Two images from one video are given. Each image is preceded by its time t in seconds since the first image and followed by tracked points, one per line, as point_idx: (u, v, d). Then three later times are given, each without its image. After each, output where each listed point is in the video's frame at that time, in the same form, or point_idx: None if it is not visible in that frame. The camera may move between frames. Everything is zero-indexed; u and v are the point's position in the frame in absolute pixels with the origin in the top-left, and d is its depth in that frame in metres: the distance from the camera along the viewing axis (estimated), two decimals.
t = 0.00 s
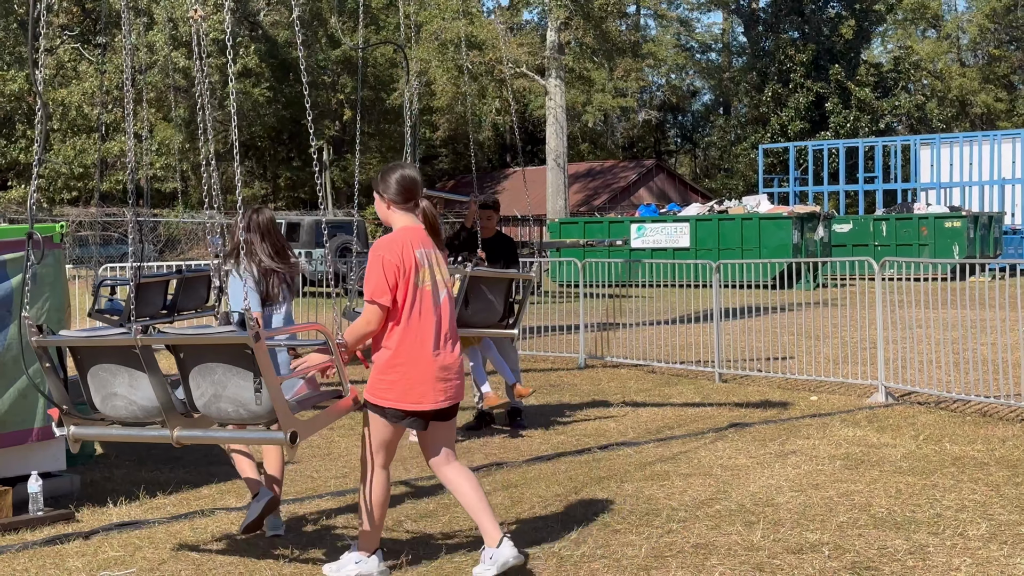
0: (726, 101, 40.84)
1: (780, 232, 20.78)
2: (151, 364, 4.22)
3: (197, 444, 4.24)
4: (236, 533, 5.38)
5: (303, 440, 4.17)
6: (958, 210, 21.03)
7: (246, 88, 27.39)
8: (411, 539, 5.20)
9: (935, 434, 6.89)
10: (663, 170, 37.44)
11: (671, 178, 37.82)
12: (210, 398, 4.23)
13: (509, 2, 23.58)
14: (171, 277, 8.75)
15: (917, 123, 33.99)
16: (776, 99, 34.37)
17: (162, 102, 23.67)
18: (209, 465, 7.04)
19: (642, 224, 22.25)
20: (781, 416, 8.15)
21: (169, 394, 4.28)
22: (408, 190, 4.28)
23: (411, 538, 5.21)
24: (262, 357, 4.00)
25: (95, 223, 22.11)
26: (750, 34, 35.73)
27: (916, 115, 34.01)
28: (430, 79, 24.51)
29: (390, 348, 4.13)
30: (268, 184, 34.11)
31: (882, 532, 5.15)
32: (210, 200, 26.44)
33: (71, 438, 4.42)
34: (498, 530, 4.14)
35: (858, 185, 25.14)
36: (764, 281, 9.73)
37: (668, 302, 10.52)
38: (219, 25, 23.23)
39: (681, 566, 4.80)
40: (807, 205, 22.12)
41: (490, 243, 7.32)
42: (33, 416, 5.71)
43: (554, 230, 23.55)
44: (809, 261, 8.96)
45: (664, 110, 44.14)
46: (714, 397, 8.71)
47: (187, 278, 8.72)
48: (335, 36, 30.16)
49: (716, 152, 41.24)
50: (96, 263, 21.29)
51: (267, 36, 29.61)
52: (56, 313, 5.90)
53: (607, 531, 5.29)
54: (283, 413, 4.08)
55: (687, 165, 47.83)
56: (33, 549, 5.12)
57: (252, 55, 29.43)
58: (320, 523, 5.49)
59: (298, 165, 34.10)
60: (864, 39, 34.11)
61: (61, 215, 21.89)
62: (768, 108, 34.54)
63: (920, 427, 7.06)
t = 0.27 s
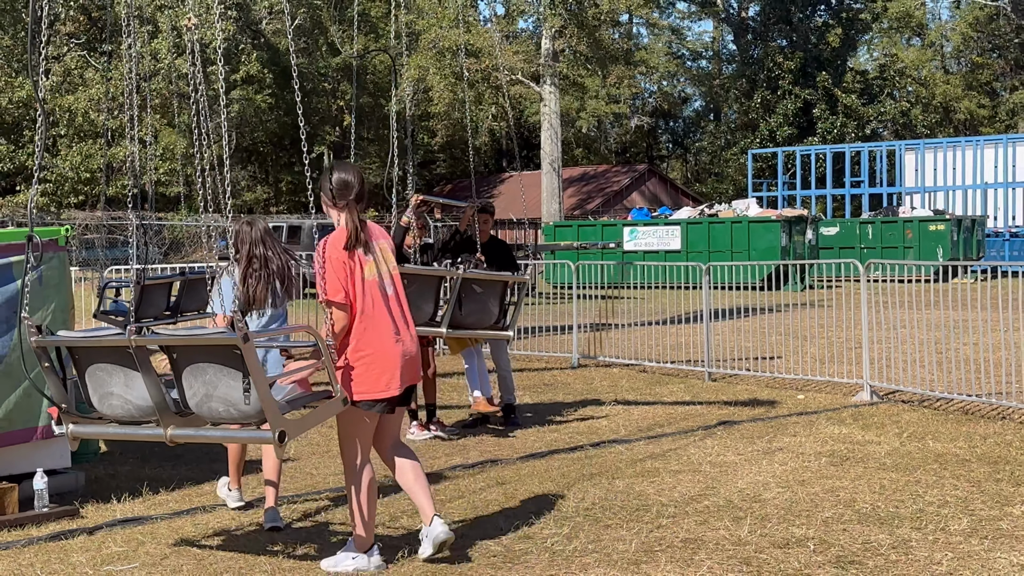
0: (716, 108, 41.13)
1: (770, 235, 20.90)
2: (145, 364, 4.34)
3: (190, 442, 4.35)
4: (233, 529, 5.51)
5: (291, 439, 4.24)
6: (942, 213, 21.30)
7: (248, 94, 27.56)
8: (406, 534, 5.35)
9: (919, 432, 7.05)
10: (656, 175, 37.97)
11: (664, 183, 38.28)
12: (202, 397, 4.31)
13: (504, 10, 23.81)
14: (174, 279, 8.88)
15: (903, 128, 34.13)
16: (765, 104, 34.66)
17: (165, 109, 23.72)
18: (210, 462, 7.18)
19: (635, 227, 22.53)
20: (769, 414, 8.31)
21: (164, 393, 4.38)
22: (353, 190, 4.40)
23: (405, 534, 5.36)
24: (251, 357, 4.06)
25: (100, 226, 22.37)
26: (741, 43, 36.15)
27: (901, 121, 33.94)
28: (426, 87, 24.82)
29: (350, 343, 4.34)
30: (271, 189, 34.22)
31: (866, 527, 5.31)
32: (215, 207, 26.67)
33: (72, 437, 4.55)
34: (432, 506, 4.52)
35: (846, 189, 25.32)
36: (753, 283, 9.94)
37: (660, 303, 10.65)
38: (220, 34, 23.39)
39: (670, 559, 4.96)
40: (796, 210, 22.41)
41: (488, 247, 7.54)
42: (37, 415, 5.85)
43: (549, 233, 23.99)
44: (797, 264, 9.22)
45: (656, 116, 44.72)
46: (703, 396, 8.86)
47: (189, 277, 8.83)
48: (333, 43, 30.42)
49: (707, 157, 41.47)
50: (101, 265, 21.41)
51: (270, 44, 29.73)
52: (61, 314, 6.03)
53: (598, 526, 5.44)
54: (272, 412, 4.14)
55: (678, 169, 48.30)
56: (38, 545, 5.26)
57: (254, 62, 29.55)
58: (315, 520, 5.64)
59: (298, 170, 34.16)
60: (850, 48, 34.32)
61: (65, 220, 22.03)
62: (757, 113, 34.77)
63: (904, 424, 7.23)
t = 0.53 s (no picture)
0: (707, 112, 41.43)
1: (760, 237, 21.10)
2: (137, 364, 4.43)
3: (181, 440, 4.44)
4: (229, 525, 5.62)
5: (279, 438, 4.31)
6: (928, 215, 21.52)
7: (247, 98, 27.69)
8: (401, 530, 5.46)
9: (904, 429, 7.18)
10: (648, 177, 38.43)
11: (656, 185, 38.69)
12: (193, 396, 4.40)
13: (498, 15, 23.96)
14: (175, 280, 8.98)
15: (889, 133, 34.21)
16: (755, 108, 34.83)
17: (167, 114, 23.67)
18: (210, 460, 7.29)
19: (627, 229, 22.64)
20: (759, 412, 8.45)
21: (156, 393, 4.46)
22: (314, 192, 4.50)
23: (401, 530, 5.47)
24: (238, 358, 4.15)
25: (101, 227, 22.51)
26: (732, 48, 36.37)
27: (888, 124, 34.06)
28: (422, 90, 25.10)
29: (337, 340, 4.44)
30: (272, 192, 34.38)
31: (853, 523, 5.42)
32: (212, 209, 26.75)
33: (68, 434, 4.65)
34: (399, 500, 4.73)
35: (833, 192, 25.50)
36: (743, 284, 10.08)
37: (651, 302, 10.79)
38: (217, 39, 23.49)
39: (660, 554, 5.07)
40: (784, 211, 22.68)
41: (486, 250, 7.49)
42: (37, 413, 5.96)
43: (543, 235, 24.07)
44: (784, 265, 9.46)
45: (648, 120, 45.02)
46: (695, 395, 8.97)
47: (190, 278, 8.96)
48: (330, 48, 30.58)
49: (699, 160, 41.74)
50: (102, 267, 21.48)
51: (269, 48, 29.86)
52: (61, 315, 6.10)
53: (589, 522, 5.54)
54: (258, 413, 4.22)
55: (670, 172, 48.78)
56: (39, 541, 5.35)
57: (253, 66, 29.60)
58: (311, 516, 5.75)
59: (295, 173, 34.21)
60: (839, 53, 34.52)
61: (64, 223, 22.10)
62: (746, 117, 34.99)
63: (890, 422, 7.37)
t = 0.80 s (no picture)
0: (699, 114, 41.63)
1: (751, 237, 21.18)
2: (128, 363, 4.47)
3: (173, 439, 4.48)
4: (224, 523, 5.67)
5: (267, 438, 4.35)
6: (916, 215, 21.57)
7: (243, 100, 27.72)
8: (397, 528, 5.52)
9: (893, 427, 7.27)
10: (640, 179, 38.22)
11: (648, 187, 38.68)
12: (183, 396, 4.45)
13: (492, 18, 24.05)
14: (172, 280, 9.05)
15: (879, 135, 34.28)
16: (746, 110, 34.94)
17: (163, 115, 23.54)
18: (205, 459, 7.34)
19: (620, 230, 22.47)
20: (750, 410, 8.52)
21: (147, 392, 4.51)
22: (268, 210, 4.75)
23: (396, 527, 5.54)
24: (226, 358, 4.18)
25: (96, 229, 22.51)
26: (723, 51, 36.49)
27: (878, 126, 34.22)
28: (416, 93, 25.23)
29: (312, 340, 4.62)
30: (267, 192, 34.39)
31: (842, 520, 5.48)
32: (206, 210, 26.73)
33: (62, 433, 4.69)
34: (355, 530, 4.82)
35: (822, 194, 25.55)
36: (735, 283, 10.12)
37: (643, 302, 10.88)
38: (212, 43, 23.50)
39: (652, 551, 5.13)
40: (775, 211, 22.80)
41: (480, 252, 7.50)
42: (32, 413, 6.00)
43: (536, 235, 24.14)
44: (777, 265, 9.59)
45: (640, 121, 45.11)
46: (687, 393, 9.03)
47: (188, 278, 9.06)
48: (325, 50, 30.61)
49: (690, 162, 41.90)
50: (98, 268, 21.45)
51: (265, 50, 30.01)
52: (57, 314, 6.14)
53: (581, 519, 5.61)
54: (246, 412, 4.26)
55: (662, 174, 48.96)
56: (36, 539, 5.39)
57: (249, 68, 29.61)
58: (305, 514, 5.80)
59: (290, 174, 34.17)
60: (829, 55, 34.74)
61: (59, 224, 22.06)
62: (737, 119, 34.97)
63: (879, 421, 7.46)
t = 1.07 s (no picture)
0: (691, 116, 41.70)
1: (743, 237, 21.20)
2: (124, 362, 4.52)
3: (168, 438, 4.54)
4: (221, 521, 5.72)
5: (261, 436, 4.41)
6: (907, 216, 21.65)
7: (238, 101, 27.80)
8: (395, 526, 5.58)
9: (884, 426, 7.35)
10: (633, 180, 38.46)
11: (641, 187, 38.80)
12: (178, 394, 4.50)
13: (486, 19, 24.14)
14: (170, 280, 9.12)
15: (869, 136, 34.36)
16: (738, 112, 34.82)
17: (159, 115, 23.43)
18: (202, 457, 7.40)
19: (612, 230, 22.73)
20: (742, 409, 8.58)
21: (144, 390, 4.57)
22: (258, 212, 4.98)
23: (392, 525, 5.59)
24: (220, 357, 4.23)
25: (93, 228, 22.60)
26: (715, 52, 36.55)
27: (869, 128, 34.18)
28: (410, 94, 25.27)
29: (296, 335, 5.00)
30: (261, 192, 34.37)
31: (833, 518, 5.54)
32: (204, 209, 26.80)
33: (59, 431, 4.75)
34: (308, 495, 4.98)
35: (814, 194, 25.63)
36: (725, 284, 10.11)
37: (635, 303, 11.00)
38: (208, 44, 23.53)
39: (645, 548, 5.18)
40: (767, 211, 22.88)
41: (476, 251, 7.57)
42: (29, 411, 6.05)
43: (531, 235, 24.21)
44: (769, 265, 9.67)
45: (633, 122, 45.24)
46: (680, 392, 9.10)
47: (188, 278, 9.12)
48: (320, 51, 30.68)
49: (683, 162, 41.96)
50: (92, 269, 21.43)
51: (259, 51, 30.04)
52: (54, 313, 6.18)
53: (575, 517, 5.66)
54: (240, 411, 4.31)
55: (655, 174, 49.04)
56: (34, 536, 5.44)
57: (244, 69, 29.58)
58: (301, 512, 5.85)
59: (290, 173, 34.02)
60: (820, 57, 34.82)
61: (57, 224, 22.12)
62: (729, 120, 34.99)
63: (870, 420, 7.53)
